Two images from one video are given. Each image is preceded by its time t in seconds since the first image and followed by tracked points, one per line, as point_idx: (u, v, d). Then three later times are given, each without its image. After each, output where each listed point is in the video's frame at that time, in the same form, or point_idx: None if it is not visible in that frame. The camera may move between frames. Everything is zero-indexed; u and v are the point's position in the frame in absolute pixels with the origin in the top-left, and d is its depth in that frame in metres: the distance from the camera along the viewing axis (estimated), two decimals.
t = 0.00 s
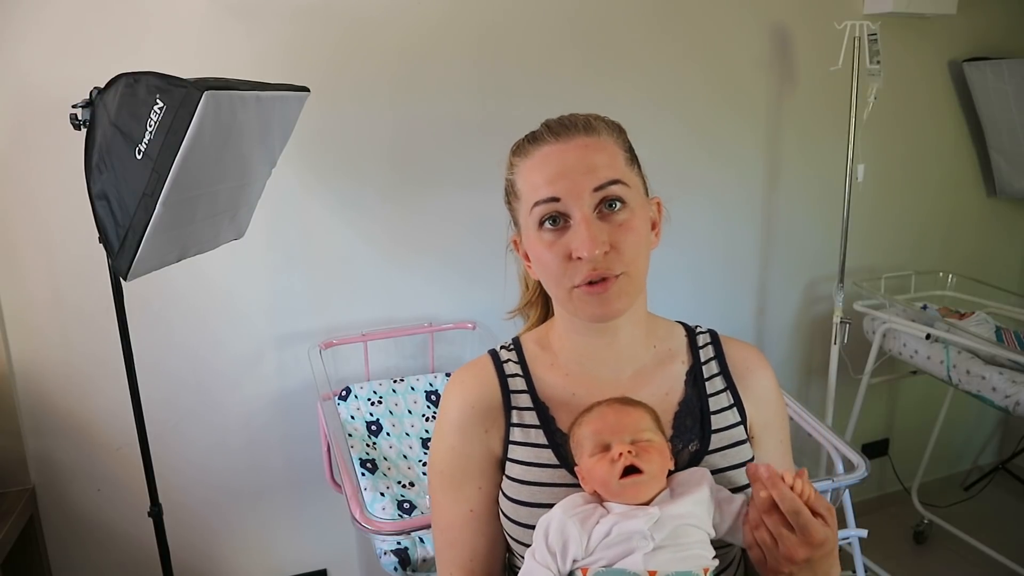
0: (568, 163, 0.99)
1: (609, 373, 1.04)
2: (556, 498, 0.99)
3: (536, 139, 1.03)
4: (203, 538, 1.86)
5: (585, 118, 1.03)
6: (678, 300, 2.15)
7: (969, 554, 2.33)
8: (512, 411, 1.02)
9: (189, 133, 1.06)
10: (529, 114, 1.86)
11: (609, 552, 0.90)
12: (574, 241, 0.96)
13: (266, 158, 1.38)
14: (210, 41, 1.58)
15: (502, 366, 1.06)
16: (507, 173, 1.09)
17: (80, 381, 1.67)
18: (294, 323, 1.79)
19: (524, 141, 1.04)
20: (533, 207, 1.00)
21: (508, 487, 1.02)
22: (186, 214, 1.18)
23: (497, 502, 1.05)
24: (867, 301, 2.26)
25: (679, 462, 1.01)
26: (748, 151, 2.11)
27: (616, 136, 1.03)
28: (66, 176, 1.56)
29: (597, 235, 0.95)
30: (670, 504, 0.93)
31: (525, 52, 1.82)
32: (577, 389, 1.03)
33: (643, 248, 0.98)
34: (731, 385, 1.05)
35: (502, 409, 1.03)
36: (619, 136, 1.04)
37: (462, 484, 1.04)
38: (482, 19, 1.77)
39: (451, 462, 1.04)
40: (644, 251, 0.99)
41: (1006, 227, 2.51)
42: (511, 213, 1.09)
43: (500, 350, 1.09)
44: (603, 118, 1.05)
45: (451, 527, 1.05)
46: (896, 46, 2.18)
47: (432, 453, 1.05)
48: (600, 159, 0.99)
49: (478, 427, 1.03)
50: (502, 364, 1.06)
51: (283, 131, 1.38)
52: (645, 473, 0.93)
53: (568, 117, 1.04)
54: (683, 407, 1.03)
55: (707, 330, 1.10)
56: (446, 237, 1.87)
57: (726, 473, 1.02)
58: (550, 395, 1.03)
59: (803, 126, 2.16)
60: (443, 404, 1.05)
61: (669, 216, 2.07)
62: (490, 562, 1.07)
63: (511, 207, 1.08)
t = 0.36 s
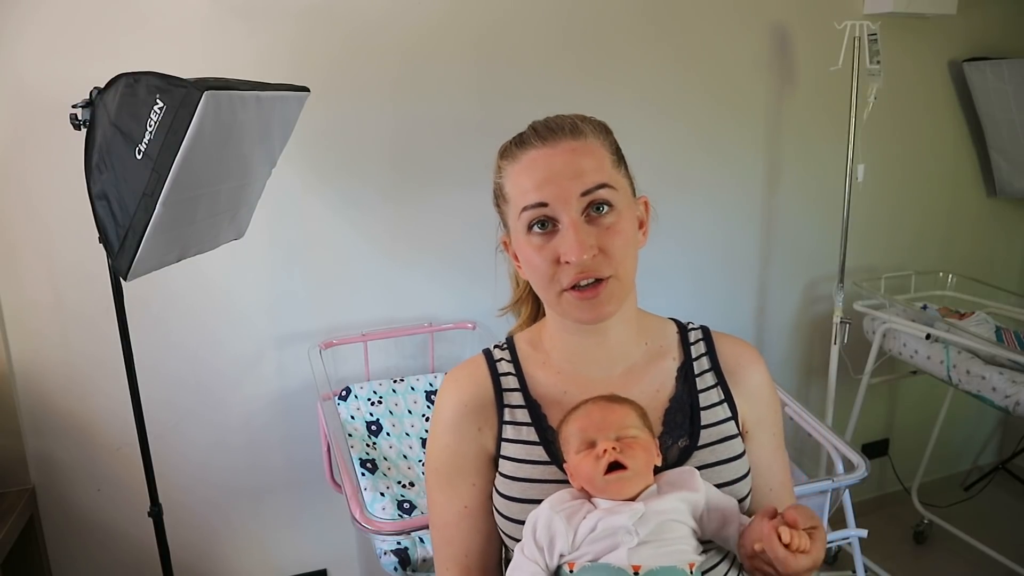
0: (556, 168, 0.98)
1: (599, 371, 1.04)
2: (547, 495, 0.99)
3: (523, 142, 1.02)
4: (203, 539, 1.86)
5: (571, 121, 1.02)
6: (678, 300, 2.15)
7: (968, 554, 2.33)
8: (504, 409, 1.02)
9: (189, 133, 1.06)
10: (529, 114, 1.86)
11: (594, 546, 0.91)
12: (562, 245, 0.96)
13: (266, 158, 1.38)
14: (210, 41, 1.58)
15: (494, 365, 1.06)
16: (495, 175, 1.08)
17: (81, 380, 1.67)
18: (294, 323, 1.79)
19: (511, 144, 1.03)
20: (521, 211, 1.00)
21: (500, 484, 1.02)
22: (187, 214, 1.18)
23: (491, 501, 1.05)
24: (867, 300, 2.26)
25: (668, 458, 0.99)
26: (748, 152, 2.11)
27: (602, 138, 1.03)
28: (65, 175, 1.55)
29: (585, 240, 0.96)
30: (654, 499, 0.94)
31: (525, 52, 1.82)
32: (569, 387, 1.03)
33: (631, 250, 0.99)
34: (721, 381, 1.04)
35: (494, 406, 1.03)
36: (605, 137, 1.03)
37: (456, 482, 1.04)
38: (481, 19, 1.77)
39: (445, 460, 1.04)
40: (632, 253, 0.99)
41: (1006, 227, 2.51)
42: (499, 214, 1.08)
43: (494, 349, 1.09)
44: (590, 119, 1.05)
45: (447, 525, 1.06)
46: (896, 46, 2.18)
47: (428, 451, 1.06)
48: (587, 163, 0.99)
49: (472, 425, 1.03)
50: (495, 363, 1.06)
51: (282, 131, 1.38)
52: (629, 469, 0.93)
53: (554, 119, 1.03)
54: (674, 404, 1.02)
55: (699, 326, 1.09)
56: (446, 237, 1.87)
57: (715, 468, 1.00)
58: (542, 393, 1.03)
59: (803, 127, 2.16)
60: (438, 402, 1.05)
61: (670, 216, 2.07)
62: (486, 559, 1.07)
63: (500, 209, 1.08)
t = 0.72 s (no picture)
0: (547, 162, 0.99)
1: (597, 365, 1.03)
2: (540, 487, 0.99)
3: (515, 139, 1.02)
4: (203, 539, 1.86)
5: (563, 116, 1.03)
6: (678, 300, 2.15)
7: (968, 554, 2.33)
8: (503, 400, 1.03)
9: (189, 133, 1.06)
10: (529, 114, 1.86)
11: (579, 537, 0.91)
12: (554, 239, 0.96)
13: (266, 158, 1.38)
14: (211, 41, 1.58)
15: (496, 357, 1.06)
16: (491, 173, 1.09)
17: (81, 381, 1.67)
18: (294, 323, 1.79)
19: (504, 141, 1.04)
20: (515, 206, 1.00)
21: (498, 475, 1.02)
22: (185, 214, 1.18)
23: (490, 492, 1.05)
24: (867, 300, 2.26)
25: (661, 452, 0.98)
26: (748, 152, 2.11)
27: (595, 132, 1.03)
28: (65, 175, 1.56)
29: (576, 233, 0.96)
30: (640, 491, 0.92)
31: (525, 52, 1.82)
32: (567, 380, 1.03)
33: (624, 242, 0.99)
34: (721, 376, 1.02)
35: (493, 398, 1.04)
36: (597, 131, 1.03)
37: (456, 472, 1.05)
38: (482, 19, 1.77)
39: (446, 451, 1.04)
40: (625, 245, 0.99)
41: (1006, 227, 2.51)
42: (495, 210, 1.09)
43: (496, 342, 1.10)
44: (582, 114, 1.05)
45: (448, 515, 1.06)
46: (896, 47, 2.18)
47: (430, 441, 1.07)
48: (577, 157, 0.99)
49: (472, 416, 1.03)
50: (496, 356, 1.06)
51: (283, 131, 1.38)
52: (614, 460, 0.92)
53: (546, 115, 1.04)
54: (671, 398, 1.00)
55: (702, 320, 1.07)
56: (446, 238, 1.87)
57: (709, 464, 0.98)
58: (540, 386, 1.03)
59: (803, 127, 2.16)
60: (440, 392, 1.06)
61: (670, 216, 2.07)
62: (487, 550, 1.07)
63: (496, 206, 1.08)
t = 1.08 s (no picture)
0: (554, 164, 0.98)
1: (597, 364, 1.03)
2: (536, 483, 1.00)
3: (522, 139, 1.02)
4: (204, 540, 1.86)
5: (571, 118, 1.03)
6: (678, 300, 2.15)
7: (968, 554, 2.33)
8: (504, 397, 1.03)
9: (188, 134, 1.06)
10: (529, 114, 1.86)
11: (566, 530, 0.91)
12: (559, 240, 0.96)
13: (266, 158, 1.38)
14: (211, 41, 1.58)
15: (499, 354, 1.07)
16: (497, 171, 1.08)
17: (81, 381, 1.67)
18: (294, 323, 1.79)
19: (512, 141, 1.04)
20: (520, 207, 1.00)
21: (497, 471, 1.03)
22: (185, 214, 1.18)
23: (491, 487, 1.05)
24: (867, 300, 2.26)
25: (657, 451, 0.98)
26: (748, 152, 2.11)
27: (601, 135, 1.03)
28: (65, 175, 1.55)
29: (581, 235, 0.95)
30: (626, 487, 0.91)
31: (524, 51, 1.82)
32: (567, 378, 1.03)
33: (628, 246, 0.98)
34: (720, 376, 1.01)
35: (495, 394, 1.04)
36: (604, 134, 1.03)
37: (459, 466, 1.05)
38: (482, 18, 1.77)
39: (449, 444, 1.05)
40: (629, 248, 0.99)
41: (1006, 227, 2.51)
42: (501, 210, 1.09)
43: (500, 339, 1.10)
44: (589, 116, 1.05)
45: (451, 507, 1.07)
46: (896, 47, 2.18)
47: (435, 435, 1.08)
48: (584, 159, 0.99)
49: (475, 412, 1.04)
50: (499, 353, 1.07)
51: (283, 131, 1.38)
52: (599, 456, 0.92)
53: (554, 116, 1.04)
54: (669, 398, 1.00)
55: (704, 320, 1.06)
56: (446, 238, 1.87)
57: (702, 464, 0.98)
58: (540, 384, 1.04)
59: (803, 127, 2.16)
60: (446, 387, 1.07)
61: (670, 216, 2.07)
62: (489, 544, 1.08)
63: (501, 205, 1.08)
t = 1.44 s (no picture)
0: (564, 160, 0.99)
1: (601, 363, 1.03)
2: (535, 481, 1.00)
3: (534, 136, 1.03)
4: (205, 540, 1.86)
5: (583, 116, 1.03)
6: (679, 300, 2.15)
7: (968, 554, 2.33)
8: (508, 395, 1.04)
9: (188, 133, 1.06)
10: (529, 114, 1.86)
11: (570, 530, 0.90)
12: (568, 236, 0.96)
13: (266, 157, 1.38)
14: (212, 41, 1.58)
15: (503, 352, 1.07)
16: (507, 168, 1.09)
17: (81, 381, 1.67)
18: (295, 323, 1.79)
19: (523, 138, 1.04)
20: (530, 202, 1.00)
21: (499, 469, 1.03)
22: (186, 214, 1.18)
23: (493, 485, 1.05)
24: (867, 300, 2.26)
25: (658, 451, 0.98)
26: (748, 152, 2.11)
27: (612, 134, 1.03)
28: (65, 175, 1.55)
29: (590, 231, 0.95)
30: (631, 487, 0.91)
31: (524, 51, 1.82)
32: (571, 377, 1.03)
33: (636, 244, 0.98)
34: (722, 376, 1.02)
35: (498, 393, 1.05)
36: (616, 134, 1.03)
37: (461, 462, 1.06)
38: (482, 19, 1.77)
39: (451, 441, 1.06)
40: (637, 247, 0.99)
41: (1006, 227, 2.51)
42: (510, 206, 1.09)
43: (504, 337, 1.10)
44: (601, 116, 1.05)
45: (452, 504, 1.07)
46: (896, 47, 2.18)
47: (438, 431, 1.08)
48: (595, 157, 0.99)
49: (478, 409, 1.05)
50: (503, 351, 1.07)
51: (283, 131, 1.38)
52: (602, 457, 0.91)
53: (566, 114, 1.04)
54: (671, 398, 1.00)
55: (707, 321, 1.06)
56: (446, 238, 1.87)
57: (703, 464, 0.98)
58: (543, 382, 1.04)
59: (803, 127, 2.16)
60: (449, 384, 1.07)
61: (671, 215, 2.07)
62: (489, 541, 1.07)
63: (510, 201, 1.08)
